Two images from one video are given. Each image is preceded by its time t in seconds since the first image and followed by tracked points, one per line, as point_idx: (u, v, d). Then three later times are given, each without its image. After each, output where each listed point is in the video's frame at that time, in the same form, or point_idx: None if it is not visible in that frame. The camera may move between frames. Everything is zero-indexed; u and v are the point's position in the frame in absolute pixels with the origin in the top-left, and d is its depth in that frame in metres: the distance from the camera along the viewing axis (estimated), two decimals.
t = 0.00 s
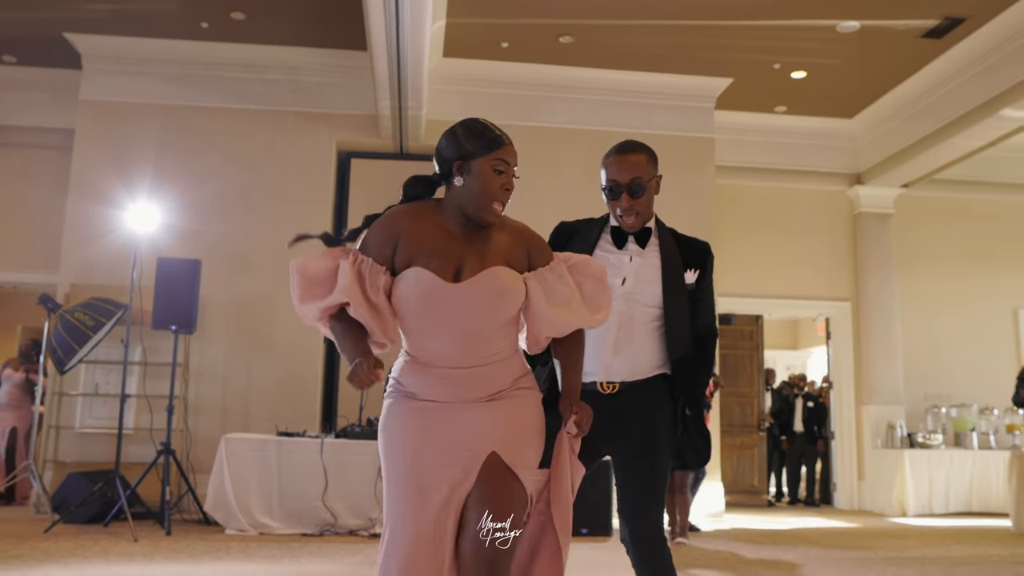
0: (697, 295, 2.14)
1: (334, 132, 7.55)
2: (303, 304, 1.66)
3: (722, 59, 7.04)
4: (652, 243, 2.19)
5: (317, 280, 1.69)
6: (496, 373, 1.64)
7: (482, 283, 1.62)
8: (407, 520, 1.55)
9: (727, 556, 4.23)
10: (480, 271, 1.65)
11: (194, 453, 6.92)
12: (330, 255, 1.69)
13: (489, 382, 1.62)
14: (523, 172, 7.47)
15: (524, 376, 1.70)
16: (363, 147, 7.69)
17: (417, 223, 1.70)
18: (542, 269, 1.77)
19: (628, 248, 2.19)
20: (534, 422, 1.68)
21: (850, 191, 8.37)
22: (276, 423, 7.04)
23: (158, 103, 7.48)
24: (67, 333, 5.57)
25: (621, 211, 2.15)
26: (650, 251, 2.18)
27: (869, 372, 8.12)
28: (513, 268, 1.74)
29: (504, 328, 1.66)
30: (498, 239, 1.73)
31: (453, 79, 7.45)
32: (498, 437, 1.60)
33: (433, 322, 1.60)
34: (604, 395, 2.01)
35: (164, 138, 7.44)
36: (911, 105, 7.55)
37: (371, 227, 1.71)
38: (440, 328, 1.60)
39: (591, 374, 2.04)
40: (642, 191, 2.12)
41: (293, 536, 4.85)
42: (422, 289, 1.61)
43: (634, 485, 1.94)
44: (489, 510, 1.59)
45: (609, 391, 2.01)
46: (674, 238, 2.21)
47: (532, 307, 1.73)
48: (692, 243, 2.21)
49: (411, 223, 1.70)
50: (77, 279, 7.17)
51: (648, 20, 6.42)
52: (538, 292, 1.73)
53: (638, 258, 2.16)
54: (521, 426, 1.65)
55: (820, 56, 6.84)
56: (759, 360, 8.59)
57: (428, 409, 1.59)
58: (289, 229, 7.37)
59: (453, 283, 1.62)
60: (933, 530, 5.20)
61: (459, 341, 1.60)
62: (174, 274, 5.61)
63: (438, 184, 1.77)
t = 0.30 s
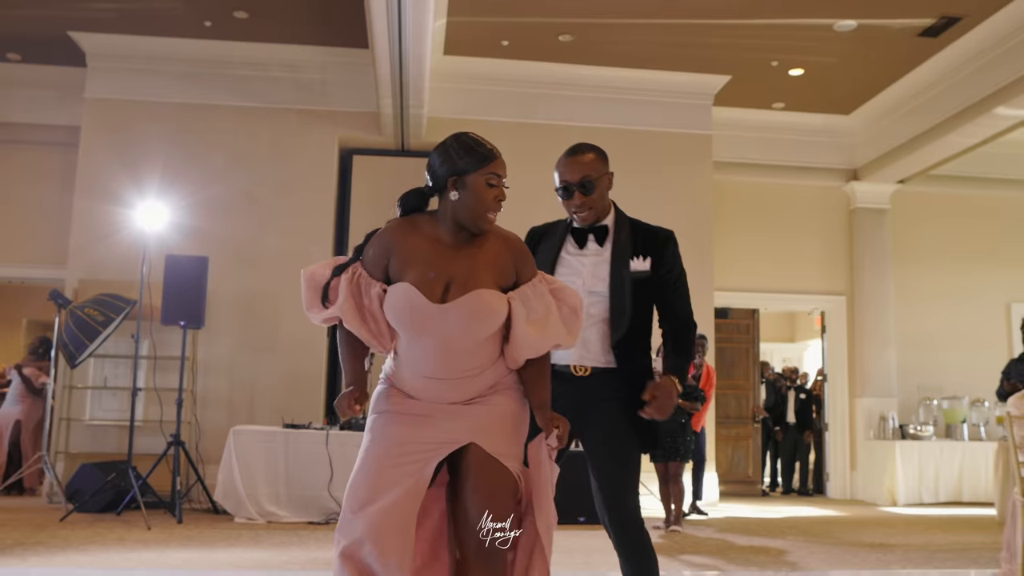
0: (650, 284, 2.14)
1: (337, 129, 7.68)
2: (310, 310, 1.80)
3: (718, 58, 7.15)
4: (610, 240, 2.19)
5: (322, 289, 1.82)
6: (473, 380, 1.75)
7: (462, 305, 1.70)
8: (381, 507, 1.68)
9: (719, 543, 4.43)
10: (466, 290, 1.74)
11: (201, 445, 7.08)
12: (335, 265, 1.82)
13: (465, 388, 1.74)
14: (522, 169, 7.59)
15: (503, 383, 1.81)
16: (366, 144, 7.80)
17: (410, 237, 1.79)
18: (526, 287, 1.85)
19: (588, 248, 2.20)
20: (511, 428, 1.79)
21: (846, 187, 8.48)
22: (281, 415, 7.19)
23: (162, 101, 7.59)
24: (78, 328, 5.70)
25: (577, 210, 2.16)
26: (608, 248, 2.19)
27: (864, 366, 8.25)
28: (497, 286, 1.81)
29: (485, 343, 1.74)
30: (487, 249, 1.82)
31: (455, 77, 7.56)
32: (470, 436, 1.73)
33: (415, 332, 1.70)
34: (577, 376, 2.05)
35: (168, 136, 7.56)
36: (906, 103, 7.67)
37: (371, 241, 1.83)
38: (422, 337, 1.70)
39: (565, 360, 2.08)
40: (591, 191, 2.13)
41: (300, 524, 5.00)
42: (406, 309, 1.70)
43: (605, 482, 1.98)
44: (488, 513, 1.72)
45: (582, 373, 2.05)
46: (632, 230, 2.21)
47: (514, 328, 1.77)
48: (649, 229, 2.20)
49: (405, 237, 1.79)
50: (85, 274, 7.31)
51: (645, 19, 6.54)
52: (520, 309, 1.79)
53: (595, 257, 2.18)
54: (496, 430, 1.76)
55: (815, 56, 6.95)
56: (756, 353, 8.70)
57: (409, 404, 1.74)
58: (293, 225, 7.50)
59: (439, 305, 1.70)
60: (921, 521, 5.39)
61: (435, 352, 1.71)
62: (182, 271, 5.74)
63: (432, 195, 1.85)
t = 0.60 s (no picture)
0: (573, 289, 2.17)
1: (345, 127, 7.84)
2: (298, 334, 1.91)
3: (719, 56, 7.29)
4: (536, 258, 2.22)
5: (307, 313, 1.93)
6: (442, 380, 1.78)
7: (425, 304, 1.76)
8: (351, 500, 1.74)
9: (717, 530, 4.63)
10: (431, 293, 1.78)
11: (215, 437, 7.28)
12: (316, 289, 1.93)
13: (433, 388, 1.77)
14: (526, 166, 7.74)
15: (473, 383, 1.83)
16: (373, 141, 7.97)
17: (379, 251, 1.86)
18: (494, 275, 1.87)
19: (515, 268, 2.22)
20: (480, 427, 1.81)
21: (845, 182, 8.62)
22: (292, 407, 7.38)
23: (172, 99, 7.76)
24: (95, 323, 5.88)
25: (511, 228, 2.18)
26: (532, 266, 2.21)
27: (862, 357, 8.42)
28: (465, 286, 1.84)
29: (451, 342, 1.77)
30: (454, 257, 1.85)
31: (461, 75, 7.71)
32: (438, 437, 1.76)
33: (383, 331, 1.77)
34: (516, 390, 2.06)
35: (179, 132, 7.73)
36: (904, 100, 7.79)
37: (345, 258, 1.92)
38: (389, 337, 1.76)
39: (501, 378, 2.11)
40: (523, 208, 2.15)
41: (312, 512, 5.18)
42: (375, 316, 1.77)
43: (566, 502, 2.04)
44: (488, 512, 1.78)
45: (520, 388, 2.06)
46: (553, 240, 2.23)
47: (481, 320, 1.81)
48: (580, 241, 2.25)
49: (374, 251, 1.87)
50: (100, 271, 7.49)
51: (645, 20, 6.68)
52: (485, 303, 1.82)
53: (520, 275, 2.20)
54: (464, 431, 1.79)
55: (813, 54, 7.09)
56: (756, 346, 8.89)
57: (382, 404, 1.78)
58: (302, 221, 7.67)
59: (404, 308, 1.76)
60: (914, 509, 5.59)
61: (404, 352, 1.76)
62: (196, 268, 5.91)
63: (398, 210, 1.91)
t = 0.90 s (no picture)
0: (552, 269, 2.19)
1: (356, 126, 7.98)
2: (295, 306, 1.91)
3: (725, 56, 7.39)
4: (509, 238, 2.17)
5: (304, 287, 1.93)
6: (444, 353, 1.84)
7: (422, 281, 1.79)
8: (371, 475, 1.81)
9: (722, 522, 4.75)
10: (429, 269, 1.82)
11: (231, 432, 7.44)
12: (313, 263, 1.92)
13: (438, 361, 1.83)
14: (535, 165, 7.84)
15: (472, 354, 1.90)
16: (384, 141, 8.12)
17: (380, 228, 1.87)
18: (484, 268, 1.89)
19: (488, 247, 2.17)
20: (480, 396, 1.89)
21: (850, 179, 8.70)
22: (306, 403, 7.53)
23: (188, 98, 7.91)
24: (113, 321, 6.04)
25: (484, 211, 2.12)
26: (506, 246, 2.16)
27: (867, 353, 8.52)
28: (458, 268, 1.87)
29: (449, 319, 1.82)
30: (449, 244, 1.88)
31: (470, 75, 7.81)
32: (445, 407, 1.83)
33: (383, 311, 1.80)
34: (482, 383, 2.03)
35: (195, 131, 7.88)
36: (908, 98, 7.88)
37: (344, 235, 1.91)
38: (389, 315, 1.80)
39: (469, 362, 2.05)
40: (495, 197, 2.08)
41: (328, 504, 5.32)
42: (372, 290, 1.80)
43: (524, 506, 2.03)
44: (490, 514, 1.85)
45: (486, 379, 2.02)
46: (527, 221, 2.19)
47: (470, 301, 1.84)
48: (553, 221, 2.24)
49: (373, 230, 1.87)
50: (116, 269, 7.64)
51: (651, 21, 6.78)
52: (476, 287, 1.85)
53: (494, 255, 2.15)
54: (467, 400, 1.86)
55: (818, 53, 7.17)
56: (762, 343, 9.07)
57: (385, 382, 1.84)
58: (315, 219, 7.82)
59: (402, 281, 1.80)
60: (916, 502, 5.71)
61: (404, 327, 1.79)
62: (213, 267, 6.05)
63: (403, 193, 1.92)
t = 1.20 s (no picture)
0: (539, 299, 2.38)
1: (372, 128, 8.13)
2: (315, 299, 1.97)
3: (736, 57, 7.47)
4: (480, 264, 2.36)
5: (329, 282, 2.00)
6: (464, 368, 1.93)
7: (446, 305, 1.90)
8: (393, 483, 1.89)
9: (734, 517, 4.86)
10: (452, 296, 1.93)
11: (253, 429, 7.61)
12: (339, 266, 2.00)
13: (457, 376, 1.93)
14: (548, 166, 7.95)
15: (491, 369, 1.99)
16: (400, 142, 8.27)
17: (407, 251, 1.99)
18: (504, 288, 2.01)
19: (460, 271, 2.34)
20: (499, 407, 1.98)
21: (861, 177, 8.76)
22: (326, 401, 7.68)
23: (208, 102, 8.11)
24: (139, 320, 6.24)
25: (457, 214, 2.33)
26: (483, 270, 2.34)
27: (878, 349, 8.59)
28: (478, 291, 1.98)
29: (469, 337, 1.92)
30: (472, 267, 2.01)
31: (484, 77, 7.93)
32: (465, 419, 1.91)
33: (409, 327, 1.90)
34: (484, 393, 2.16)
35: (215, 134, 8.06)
36: (919, 96, 7.92)
37: (371, 252, 2.01)
38: (415, 333, 1.89)
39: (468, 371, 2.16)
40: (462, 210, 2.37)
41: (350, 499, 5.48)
42: (400, 310, 1.90)
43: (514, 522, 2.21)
44: (489, 513, 1.94)
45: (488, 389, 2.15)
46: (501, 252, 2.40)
47: (493, 322, 1.96)
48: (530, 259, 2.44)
49: (400, 251, 1.99)
50: (140, 270, 7.83)
51: (662, 24, 6.88)
52: (497, 309, 1.96)
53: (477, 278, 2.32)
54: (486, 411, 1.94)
55: (829, 53, 7.23)
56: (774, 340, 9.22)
57: (407, 394, 1.93)
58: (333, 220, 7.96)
59: (427, 306, 1.91)
60: (927, 498, 5.80)
61: (428, 340, 1.89)
62: (235, 267, 6.20)
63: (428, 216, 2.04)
